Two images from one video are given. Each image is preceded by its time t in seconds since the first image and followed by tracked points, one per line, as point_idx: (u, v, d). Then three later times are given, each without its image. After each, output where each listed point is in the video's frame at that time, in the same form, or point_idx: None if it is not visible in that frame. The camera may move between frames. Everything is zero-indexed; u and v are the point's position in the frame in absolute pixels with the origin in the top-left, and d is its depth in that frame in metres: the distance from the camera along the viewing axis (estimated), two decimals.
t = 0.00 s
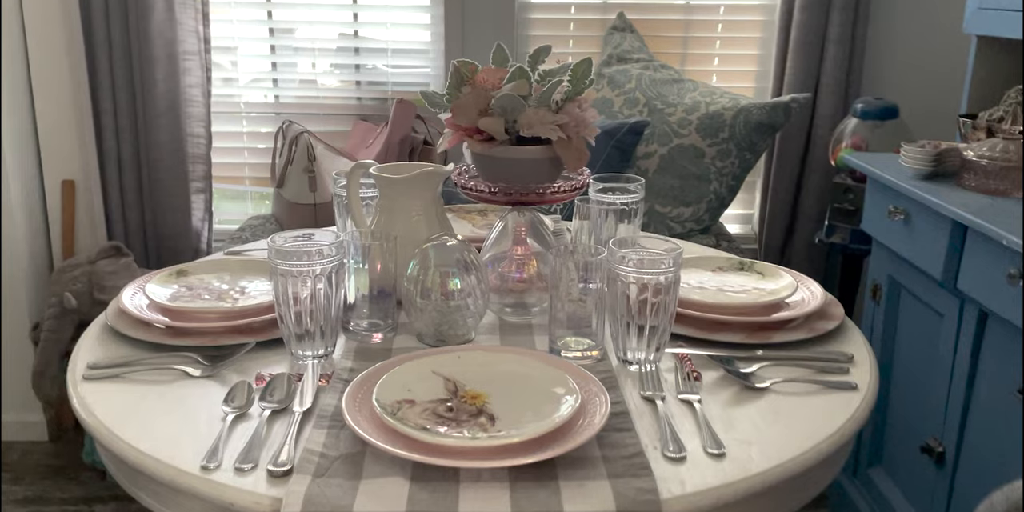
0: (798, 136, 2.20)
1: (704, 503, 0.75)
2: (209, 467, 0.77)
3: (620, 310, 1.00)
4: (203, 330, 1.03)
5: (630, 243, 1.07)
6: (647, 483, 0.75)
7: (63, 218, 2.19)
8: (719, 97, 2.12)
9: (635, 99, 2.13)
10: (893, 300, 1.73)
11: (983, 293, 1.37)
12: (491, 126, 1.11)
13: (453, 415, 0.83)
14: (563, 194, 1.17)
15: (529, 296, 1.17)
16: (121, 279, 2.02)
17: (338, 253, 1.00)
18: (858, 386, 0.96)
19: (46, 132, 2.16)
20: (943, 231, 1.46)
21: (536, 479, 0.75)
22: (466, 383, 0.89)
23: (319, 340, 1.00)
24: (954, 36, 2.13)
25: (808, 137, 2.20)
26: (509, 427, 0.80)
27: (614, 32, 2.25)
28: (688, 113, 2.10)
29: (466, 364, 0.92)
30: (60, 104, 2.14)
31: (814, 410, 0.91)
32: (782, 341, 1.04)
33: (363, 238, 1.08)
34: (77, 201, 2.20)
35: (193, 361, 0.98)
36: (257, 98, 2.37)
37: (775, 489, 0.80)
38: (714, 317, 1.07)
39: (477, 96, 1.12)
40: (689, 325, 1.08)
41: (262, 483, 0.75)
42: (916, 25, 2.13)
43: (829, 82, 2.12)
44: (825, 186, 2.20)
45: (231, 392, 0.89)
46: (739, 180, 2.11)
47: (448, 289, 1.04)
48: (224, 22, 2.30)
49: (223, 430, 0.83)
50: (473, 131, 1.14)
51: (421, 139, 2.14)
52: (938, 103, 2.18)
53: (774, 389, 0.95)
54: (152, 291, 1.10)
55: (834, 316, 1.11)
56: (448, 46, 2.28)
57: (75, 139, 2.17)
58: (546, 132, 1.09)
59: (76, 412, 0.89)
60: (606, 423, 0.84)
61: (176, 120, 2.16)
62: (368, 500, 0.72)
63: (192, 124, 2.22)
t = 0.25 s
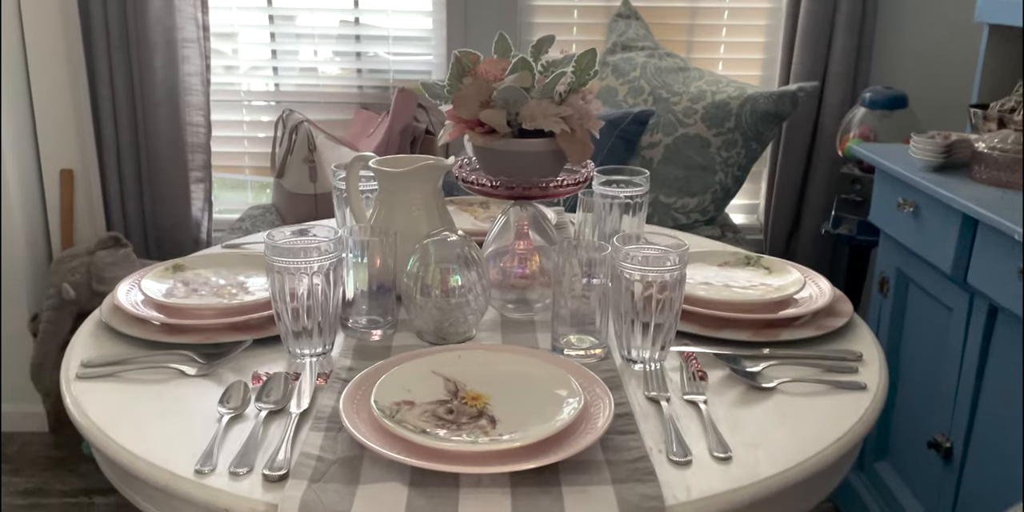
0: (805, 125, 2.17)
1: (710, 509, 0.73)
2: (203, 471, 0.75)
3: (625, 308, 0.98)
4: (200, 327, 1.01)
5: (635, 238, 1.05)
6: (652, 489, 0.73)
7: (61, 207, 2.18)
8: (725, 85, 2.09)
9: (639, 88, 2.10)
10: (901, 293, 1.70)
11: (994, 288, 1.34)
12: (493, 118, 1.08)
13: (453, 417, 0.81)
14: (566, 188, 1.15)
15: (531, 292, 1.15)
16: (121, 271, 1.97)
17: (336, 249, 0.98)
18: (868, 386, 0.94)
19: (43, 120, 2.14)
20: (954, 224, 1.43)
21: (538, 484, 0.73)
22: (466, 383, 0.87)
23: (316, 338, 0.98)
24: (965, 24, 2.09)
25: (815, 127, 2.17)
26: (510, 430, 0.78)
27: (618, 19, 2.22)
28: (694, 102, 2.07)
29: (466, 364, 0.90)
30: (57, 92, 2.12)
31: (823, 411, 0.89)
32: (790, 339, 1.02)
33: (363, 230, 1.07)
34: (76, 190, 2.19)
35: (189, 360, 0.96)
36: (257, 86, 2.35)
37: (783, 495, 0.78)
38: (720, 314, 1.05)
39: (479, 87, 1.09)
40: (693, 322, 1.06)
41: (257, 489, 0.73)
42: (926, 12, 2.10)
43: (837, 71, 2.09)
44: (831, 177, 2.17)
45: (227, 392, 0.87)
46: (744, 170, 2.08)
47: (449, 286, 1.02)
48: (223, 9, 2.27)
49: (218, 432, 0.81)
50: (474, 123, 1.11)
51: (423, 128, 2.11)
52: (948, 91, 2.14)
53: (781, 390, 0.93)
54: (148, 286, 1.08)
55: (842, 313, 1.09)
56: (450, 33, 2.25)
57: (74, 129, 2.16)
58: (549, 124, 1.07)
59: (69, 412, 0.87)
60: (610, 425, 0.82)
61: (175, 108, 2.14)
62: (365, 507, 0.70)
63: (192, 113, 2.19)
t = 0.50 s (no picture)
0: (812, 113, 2.14)
1: None
2: (203, 473, 0.74)
3: (631, 304, 0.96)
4: (200, 323, 0.99)
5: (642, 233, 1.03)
6: (660, 493, 0.71)
7: (61, 195, 2.16)
8: (731, 72, 2.06)
9: (645, 75, 2.08)
10: (909, 284, 1.69)
11: (1004, 282, 1.32)
12: (498, 110, 1.06)
13: (457, 418, 0.79)
14: (571, 181, 1.14)
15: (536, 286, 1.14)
16: (122, 257, 1.97)
17: (338, 244, 0.97)
18: (879, 384, 0.92)
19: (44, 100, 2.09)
20: (964, 216, 1.41)
21: (544, 488, 0.72)
22: (471, 383, 0.85)
23: (318, 334, 0.96)
24: (976, 10, 2.06)
25: (822, 114, 2.15)
26: (516, 432, 0.77)
27: (624, 4, 2.19)
28: (700, 89, 2.04)
29: (471, 363, 0.88)
30: (60, 71, 2.08)
31: (833, 410, 0.87)
32: (799, 336, 1.00)
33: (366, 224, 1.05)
34: (76, 177, 2.16)
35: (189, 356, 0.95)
36: (258, 72, 2.32)
37: (792, 497, 0.77)
38: (728, 310, 1.03)
39: (483, 78, 1.08)
40: (701, 318, 1.05)
41: (258, 492, 0.71)
42: None
43: (845, 57, 2.06)
44: (838, 165, 2.15)
45: (227, 391, 0.86)
46: (751, 159, 2.06)
47: (452, 281, 1.01)
48: None
49: (218, 433, 0.80)
50: (478, 115, 1.10)
51: (426, 115, 2.09)
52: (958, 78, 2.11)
53: (791, 388, 0.91)
54: (147, 280, 1.07)
55: (852, 309, 1.07)
56: (453, 19, 2.22)
57: (75, 110, 2.11)
58: (554, 116, 1.05)
59: (68, 411, 0.86)
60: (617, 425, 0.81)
61: (175, 94, 2.11)
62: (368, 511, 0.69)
63: (192, 99, 2.17)
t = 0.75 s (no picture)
0: (819, 103, 2.12)
1: None
2: (203, 479, 0.73)
3: (638, 303, 0.95)
4: (201, 322, 0.98)
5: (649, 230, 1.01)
6: (668, 500, 0.70)
7: (62, 185, 2.14)
8: (738, 61, 2.03)
9: (650, 64, 2.05)
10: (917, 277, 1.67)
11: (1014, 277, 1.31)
12: (502, 105, 1.05)
13: (461, 421, 0.78)
14: (577, 176, 1.12)
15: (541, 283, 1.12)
16: (122, 249, 1.96)
17: (341, 242, 0.96)
18: (890, 386, 0.90)
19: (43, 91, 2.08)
20: (974, 210, 1.39)
21: (549, 494, 0.71)
22: (476, 385, 0.84)
23: (321, 334, 0.95)
24: None
25: (829, 104, 2.12)
26: (521, 437, 0.75)
27: None
28: (706, 79, 2.02)
29: (476, 364, 0.87)
30: (60, 60, 2.06)
31: (844, 413, 0.86)
32: (808, 335, 0.99)
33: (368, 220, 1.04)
34: (76, 166, 2.14)
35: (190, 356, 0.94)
36: (259, 61, 2.30)
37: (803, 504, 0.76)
38: (736, 309, 1.02)
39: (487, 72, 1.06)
40: (708, 317, 1.03)
41: (259, 498, 0.70)
42: None
43: (853, 47, 2.03)
44: (845, 155, 2.13)
45: (229, 393, 0.85)
46: (757, 149, 2.04)
47: (456, 280, 0.99)
48: None
49: (219, 436, 0.79)
50: (482, 109, 1.08)
51: (429, 105, 2.07)
52: (968, 68, 2.09)
53: (800, 390, 0.89)
54: (147, 278, 1.05)
55: (862, 307, 1.05)
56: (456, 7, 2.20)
57: (74, 99, 2.09)
58: (560, 111, 1.04)
59: (67, 413, 0.85)
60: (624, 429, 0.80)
61: (176, 84, 2.09)
62: None
63: (192, 88, 2.15)
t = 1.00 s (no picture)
0: (824, 94, 2.10)
1: None
2: (203, 485, 0.71)
3: (644, 303, 0.93)
4: (201, 321, 0.97)
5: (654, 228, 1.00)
6: (676, 507, 0.69)
7: (62, 178, 2.13)
8: (743, 53, 2.01)
9: (654, 55, 2.03)
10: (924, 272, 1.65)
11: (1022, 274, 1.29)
12: (506, 100, 1.03)
13: (464, 425, 0.77)
14: (582, 172, 1.10)
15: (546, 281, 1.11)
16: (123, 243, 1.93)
17: (342, 241, 0.94)
18: (899, 388, 0.89)
19: (40, 87, 2.08)
20: (982, 205, 1.37)
21: (555, 501, 0.70)
22: (480, 387, 0.83)
23: (322, 334, 0.94)
24: None
25: (835, 95, 2.10)
26: (526, 441, 0.74)
27: None
28: (710, 70, 2.00)
29: (480, 365, 0.86)
30: (56, 57, 2.06)
31: (854, 416, 0.85)
32: (816, 335, 0.97)
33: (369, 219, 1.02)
34: (76, 160, 2.14)
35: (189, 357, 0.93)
36: (259, 52, 2.28)
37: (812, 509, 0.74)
38: (743, 308, 1.00)
39: (490, 67, 1.04)
40: (715, 316, 1.02)
41: (259, 504, 0.69)
42: None
43: (859, 38, 2.01)
44: (851, 148, 2.11)
45: (229, 395, 0.83)
46: (762, 142, 2.02)
47: (459, 279, 0.98)
48: None
49: (220, 440, 0.78)
50: (486, 105, 1.06)
51: (431, 97, 2.05)
52: (976, 59, 2.06)
53: (808, 391, 0.88)
54: (147, 276, 1.04)
55: (870, 306, 1.04)
56: None
57: (72, 96, 2.09)
58: (565, 106, 1.02)
59: (65, 415, 0.83)
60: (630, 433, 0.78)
61: (175, 76, 2.07)
62: None
63: (192, 80, 2.13)
